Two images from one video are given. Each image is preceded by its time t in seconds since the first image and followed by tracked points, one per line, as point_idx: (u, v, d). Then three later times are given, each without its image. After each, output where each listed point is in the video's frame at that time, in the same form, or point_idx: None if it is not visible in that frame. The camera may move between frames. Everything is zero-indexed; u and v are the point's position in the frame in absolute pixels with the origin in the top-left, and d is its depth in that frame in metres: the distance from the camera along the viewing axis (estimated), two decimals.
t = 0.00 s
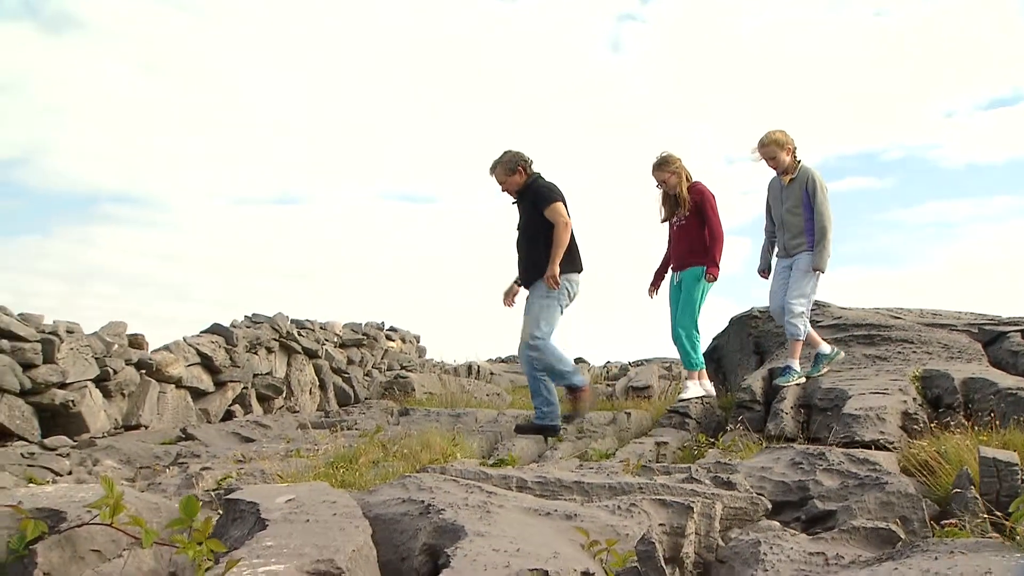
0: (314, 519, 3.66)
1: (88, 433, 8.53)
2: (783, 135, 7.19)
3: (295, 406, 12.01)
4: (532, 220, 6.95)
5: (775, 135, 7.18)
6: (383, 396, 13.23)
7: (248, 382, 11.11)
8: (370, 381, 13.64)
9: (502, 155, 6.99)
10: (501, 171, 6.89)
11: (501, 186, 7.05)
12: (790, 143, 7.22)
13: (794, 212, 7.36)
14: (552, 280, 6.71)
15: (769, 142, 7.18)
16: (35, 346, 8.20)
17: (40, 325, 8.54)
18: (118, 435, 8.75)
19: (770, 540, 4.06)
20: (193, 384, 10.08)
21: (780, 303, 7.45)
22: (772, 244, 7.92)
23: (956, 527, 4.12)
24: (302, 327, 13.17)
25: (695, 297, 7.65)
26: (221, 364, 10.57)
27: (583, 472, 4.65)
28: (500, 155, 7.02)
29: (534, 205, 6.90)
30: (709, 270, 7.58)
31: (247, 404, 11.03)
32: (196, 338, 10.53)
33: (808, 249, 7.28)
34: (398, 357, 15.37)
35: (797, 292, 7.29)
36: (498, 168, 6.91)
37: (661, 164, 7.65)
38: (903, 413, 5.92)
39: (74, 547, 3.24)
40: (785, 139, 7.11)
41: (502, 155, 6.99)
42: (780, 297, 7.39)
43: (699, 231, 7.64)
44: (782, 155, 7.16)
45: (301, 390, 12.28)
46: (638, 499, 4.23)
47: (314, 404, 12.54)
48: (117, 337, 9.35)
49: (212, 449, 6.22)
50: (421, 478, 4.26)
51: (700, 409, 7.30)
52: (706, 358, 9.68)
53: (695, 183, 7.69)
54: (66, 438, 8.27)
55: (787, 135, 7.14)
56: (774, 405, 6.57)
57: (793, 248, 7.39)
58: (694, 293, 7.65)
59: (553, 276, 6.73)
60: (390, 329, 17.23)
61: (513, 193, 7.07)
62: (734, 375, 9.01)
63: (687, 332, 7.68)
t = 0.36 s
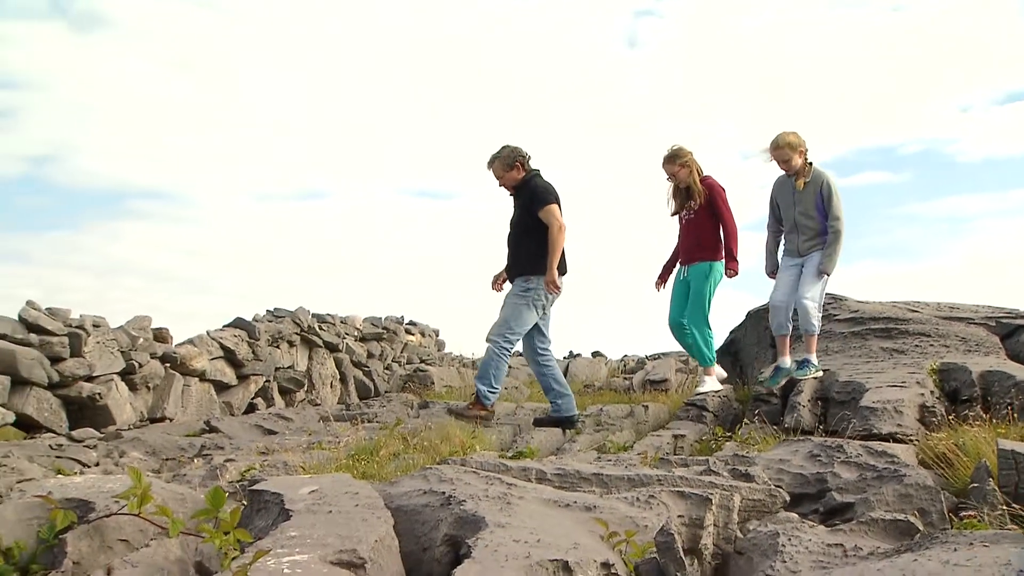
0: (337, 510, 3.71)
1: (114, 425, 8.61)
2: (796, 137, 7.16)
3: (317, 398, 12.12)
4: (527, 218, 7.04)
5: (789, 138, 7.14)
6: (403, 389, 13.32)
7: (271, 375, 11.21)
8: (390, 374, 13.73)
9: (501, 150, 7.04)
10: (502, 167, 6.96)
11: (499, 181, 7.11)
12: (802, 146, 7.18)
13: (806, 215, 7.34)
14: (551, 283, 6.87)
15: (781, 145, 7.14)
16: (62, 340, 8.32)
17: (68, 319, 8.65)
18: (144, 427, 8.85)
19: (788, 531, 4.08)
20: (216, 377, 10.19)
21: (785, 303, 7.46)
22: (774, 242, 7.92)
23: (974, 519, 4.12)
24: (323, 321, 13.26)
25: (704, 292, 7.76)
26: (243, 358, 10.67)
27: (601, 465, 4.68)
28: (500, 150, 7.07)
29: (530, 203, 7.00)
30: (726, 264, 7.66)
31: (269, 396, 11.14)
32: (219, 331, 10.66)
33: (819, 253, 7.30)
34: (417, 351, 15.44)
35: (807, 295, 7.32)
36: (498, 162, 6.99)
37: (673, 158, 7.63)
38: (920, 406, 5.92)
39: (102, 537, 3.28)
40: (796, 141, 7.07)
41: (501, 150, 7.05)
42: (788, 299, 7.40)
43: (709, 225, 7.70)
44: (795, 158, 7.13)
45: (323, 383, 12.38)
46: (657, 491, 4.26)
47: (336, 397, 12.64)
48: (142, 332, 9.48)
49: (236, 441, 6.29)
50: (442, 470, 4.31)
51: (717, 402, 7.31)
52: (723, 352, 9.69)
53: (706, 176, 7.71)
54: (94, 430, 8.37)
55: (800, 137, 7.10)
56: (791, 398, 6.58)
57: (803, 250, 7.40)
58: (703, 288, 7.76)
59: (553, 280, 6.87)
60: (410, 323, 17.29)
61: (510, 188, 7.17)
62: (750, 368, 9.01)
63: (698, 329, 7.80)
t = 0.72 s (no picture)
0: (359, 501, 3.76)
1: (139, 418, 8.70)
2: (813, 151, 7.13)
3: (337, 392, 12.22)
4: (501, 211, 7.24)
5: (806, 151, 7.11)
6: (422, 382, 13.42)
7: (292, 369, 11.32)
8: (410, 368, 13.84)
9: (475, 140, 7.22)
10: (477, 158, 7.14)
11: (476, 170, 7.29)
12: (817, 163, 7.15)
13: (813, 228, 7.27)
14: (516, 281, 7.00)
15: (796, 157, 7.12)
16: (89, 335, 8.43)
17: (94, 314, 8.76)
18: (169, 420, 8.94)
19: (806, 524, 4.10)
20: (238, 371, 10.29)
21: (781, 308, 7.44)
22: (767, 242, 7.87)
23: (992, 511, 4.13)
24: (342, 316, 13.33)
25: (704, 292, 7.78)
26: (265, 352, 10.78)
27: (619, 458, 4.72)
28: (475, 140, 7.23)
29: (504, 196, 7.19)
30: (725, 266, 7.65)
31: (291, 390, 11.25)
32: (242, 325, 10.79)
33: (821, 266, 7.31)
34: (436, 345, 15.50)
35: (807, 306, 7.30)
36: (472, 152, 7.14)
37: (673, 161, 7.71)
38: (937, 399, 5.92)
39: (129, 528, 3.32)
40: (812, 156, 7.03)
41: (476, 141, 7.22)
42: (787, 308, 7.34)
43: (706, 227, 7.72)
44: (809, 172, 7.09)
45: (343, 377, 12.48)
46: (675, 484, 4.29)
47: (355, 390, 12.74)
48: (166, 326, 9.57)
49: (257, 435, 6.36)
50: (462, 462, 4.35)
51: (734, 396, 7.29)
52: (739, 346, 9.70)
53: (706, 180, 7.75)
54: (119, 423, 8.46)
55: (817, 152, 7.06)
56: (808, 391, 6.59)
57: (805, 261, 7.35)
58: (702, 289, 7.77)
59: (519, 279, 7.01)
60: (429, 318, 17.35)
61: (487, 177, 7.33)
62: (766, 363, 9.02)
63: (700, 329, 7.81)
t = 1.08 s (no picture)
0: (381, 494, 3.81)
1: (165, 412, 8.78)
2: (799, 170, 7.07)
3: (358, 387, 12.31)
4: (489, 200, 7.53)
5: (792, 171, 7.05)
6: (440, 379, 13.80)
7: (314, 364, 11.42)
8: (428, 364, 14.18)
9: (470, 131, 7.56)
10: (470, 147, 7.47)
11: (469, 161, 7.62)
12: (802, 183, 7.10)
13: (802, 245, 7.24)
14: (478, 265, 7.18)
15: (783, 179, 7.07)
16: (116, 330, 8.50)
17: (120, 310, 8.85)
18: (193, 415, 9.03)
19: (825, 517, 4.12)
20: (261, 366, 10.40)
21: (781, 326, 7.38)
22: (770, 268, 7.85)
23: (1011, 505, 4.14)
24: (363, 311, 13.41)
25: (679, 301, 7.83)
26: (287, 347, 10.87)
27: (638, 451, 4.74)
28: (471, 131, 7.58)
29: (492, 187, 7.48)
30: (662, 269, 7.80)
31: (313, 385, 11.34)
32: (265, 321, 10.89)
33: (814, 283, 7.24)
34: (455, 341, 15.54)
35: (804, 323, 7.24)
36: (465, 143, 7.49)
37: (649, 170, 7.77)
38: (955, 394, 5.91)
39: (157, 519, 3.37)
40: (797, 177, 6.96)
41: (470, 131, 7.56)
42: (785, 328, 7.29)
43: (670, 236, 7.74)
44: (796, 192, 7.03)
45: (364, 372, 12.57)
46: (694, 478, 4.31)
47: (376, 385, 12.84)
48: (190, 322, 9.67)
49: (280, 429, 6.42)
50: (482, 455, 4.39)
51: (751, 391, 7.30)
52: (755, 341, 9.69)
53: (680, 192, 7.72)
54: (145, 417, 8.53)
55: (804, 172, 7.00)
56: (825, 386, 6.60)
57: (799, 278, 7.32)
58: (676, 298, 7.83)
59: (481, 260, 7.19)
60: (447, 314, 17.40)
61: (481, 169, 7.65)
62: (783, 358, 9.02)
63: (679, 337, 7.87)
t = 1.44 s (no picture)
0: (404, 487, 3.86)
1: (190, 406, 8.87)
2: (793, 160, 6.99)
3: (379, 381, 12.39)
4: (476, 208, 7.58)
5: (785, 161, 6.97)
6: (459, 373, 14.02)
7: (336, 360, 11.51)
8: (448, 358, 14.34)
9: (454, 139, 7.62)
10: (456, 153, 7.52)
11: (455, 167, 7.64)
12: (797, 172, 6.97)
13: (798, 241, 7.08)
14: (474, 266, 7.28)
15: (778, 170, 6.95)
16: (143, 325, 8.65)
17: (146, 306, 9.00)
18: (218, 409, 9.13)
19: (844, 511, 4.13)
20: (284, 361, 10.49)
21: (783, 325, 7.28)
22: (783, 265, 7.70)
23: None
24: (384, 307, 13.49)
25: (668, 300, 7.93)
26: (309, 342, 10.96)
27: (657, 445, 4.77)
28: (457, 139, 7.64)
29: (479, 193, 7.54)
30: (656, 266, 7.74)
31: (335, 380, 11.44)
32: (287, 317, 11.00)
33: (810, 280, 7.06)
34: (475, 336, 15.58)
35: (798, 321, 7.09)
36: (452, 149, 7.52)
37: (631, 170, 7.84)
38: (974, 388, 5.90)
39: (184, 511, 3.43)
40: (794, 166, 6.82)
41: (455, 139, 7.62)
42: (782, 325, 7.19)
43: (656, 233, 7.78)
44: (790, 181, 6.95)
45: (385, 367, 12.66)
46: (713, 471, 4.34)
47: (397, 380, 12.94)
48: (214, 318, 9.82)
49: (302, 423, 6.48)
50: (503, 449, 4.43)
51: (769, 385, 7.32)
52: (773, 336, 9.69)
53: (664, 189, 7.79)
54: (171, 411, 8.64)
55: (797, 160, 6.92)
56: (843, 380, 6.60)
57: (796, 274, 7.18)
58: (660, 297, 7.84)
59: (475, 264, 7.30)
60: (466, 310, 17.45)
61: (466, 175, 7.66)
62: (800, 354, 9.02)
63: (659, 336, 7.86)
